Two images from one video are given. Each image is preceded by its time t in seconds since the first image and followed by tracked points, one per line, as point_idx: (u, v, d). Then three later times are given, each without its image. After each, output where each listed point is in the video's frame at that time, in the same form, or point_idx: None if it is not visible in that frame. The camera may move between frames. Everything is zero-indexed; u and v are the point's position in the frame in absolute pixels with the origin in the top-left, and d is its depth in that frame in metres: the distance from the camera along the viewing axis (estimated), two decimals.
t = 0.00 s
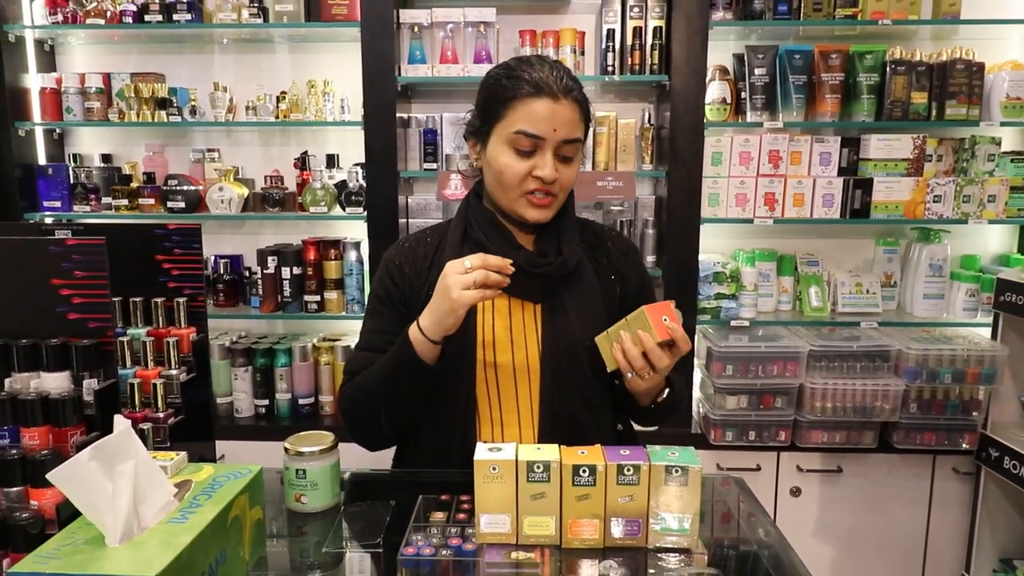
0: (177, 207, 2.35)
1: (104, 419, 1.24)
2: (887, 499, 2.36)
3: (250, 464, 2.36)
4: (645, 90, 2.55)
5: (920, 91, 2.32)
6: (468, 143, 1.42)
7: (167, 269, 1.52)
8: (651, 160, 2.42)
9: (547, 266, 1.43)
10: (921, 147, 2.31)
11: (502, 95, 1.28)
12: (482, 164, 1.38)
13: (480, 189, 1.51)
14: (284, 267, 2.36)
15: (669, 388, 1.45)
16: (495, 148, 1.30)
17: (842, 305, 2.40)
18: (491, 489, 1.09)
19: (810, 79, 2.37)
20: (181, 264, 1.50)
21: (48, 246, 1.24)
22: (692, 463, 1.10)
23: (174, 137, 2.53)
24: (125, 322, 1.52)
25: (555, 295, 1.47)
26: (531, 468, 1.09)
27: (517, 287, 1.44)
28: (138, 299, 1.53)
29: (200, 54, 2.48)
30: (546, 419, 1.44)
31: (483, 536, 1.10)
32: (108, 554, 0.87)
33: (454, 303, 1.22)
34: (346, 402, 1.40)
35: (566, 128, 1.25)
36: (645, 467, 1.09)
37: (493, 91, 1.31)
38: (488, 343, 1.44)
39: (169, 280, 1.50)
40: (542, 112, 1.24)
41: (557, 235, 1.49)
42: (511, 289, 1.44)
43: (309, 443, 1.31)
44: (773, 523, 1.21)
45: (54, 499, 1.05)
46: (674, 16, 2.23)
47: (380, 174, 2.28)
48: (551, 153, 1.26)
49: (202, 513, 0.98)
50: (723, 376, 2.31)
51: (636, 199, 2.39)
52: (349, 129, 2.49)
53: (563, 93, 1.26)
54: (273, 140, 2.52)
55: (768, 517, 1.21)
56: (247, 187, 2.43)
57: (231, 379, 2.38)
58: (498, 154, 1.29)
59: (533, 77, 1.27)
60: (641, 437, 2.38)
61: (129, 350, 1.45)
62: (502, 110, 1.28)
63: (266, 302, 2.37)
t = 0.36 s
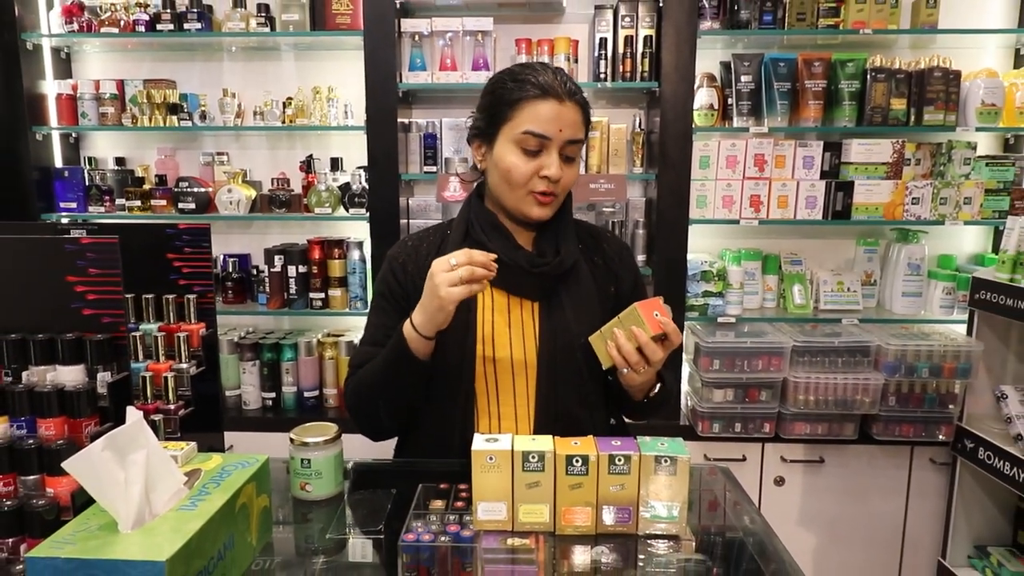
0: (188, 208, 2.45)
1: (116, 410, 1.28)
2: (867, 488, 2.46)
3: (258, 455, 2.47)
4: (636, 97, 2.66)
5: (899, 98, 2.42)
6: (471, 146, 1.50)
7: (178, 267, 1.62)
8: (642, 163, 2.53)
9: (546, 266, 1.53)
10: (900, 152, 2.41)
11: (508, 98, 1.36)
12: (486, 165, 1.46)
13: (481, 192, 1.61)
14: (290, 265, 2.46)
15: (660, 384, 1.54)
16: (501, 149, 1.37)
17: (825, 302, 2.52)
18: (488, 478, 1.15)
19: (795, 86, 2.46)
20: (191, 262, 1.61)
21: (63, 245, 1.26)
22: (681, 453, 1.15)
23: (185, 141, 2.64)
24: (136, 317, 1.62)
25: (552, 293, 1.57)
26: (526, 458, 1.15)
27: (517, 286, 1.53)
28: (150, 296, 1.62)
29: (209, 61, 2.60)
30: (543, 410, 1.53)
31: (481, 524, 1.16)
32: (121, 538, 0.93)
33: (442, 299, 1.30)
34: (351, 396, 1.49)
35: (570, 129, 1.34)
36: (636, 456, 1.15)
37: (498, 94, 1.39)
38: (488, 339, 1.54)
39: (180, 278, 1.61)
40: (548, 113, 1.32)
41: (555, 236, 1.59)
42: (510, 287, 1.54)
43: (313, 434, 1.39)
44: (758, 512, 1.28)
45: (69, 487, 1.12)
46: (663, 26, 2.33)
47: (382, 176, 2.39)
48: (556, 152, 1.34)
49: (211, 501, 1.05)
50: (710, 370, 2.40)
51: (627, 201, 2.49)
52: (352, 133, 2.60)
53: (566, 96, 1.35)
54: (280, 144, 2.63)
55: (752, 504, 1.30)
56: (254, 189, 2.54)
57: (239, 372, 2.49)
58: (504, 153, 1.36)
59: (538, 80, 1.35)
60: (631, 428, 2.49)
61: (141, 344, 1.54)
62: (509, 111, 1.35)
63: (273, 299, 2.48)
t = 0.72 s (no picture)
0: (195, 206, 2.51)
1: (125, 404, 1.22)
2: (861, 482, 2.51)
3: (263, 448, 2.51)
4: (635, 97, 2.71)
5: (894, 98, 2.46)
6: (476, 146, 1.52)
7: (185, 264, 1.63)
8: (640, 162, 2.57)
9: (546, 264, 1.57)
10: (894, 151, 2.46)
11: (519, 109, 1.38)
12: (492, 169, 1.49)
13: (483, 192, 1.66)
14: (295, 262, 2.51)
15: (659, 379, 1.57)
16: (510, 159, 1.40)
17: (820, 299, 2.58)
18: (489, 471, 1.18)
19: (791, 86, 2.50)
20: (199, 258, 1.62)
21: (71, 241, 1.27)
22: (678, 447, 1.20)
23: (192, 140, 2.69)
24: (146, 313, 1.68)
25: (552, 290, 1.61)
26: (527, 451, 1.18)
27: (517, 283, 1.58)
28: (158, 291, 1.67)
29: (216, 63, 2.65)
30: (543, 405, 1.58)
31: (482, 515, 1.19)
32: (127, 530, 0.94)
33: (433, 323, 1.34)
34: (357, 393, 1.54)
35: (579, 144, 1.38)
36: (634, 450, 1.19)
37: (510, 101, 1.40)
38: (489, 335, 1.58)
39: (188, 273, 1.62)
40: (559, 129, 1.35)
41: (556, 235, 1.63)
42: (511, 285, 1.58)
43: (317, 427, 1.40)
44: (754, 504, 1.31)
45: (78, 479, 1.09)
46: (662, 28, 2.37)
47: (385, 175, 2.43)
48: (564, 167, 1.39)
49: (216, 494, 1.05)
50: (708, 366, 2.45)
51: (626, 199, 2.53)
52: (356, 133, 2.65)
53: (577, 109, 1.38)
54: (285, 144, 2.68)
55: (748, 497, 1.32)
56: (260, 188, 2.58)
57: (245, 367, 2.53)
58: (513, 164, 1.40)
59: (551, 93, 1.37)
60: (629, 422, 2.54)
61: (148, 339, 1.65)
62: (519, 123, 1.38)
63: (278, 295, 2.53)
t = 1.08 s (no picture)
0: (205, 206, 2.56)
1: (136, 398, 1.32)
2: (856, 476, 2.56)
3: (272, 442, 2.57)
4: (635, 100, 2.77)
5: (889, 100, 2.51)
6: (481, 144, 1.59)
7: (195, 262, 1.73)
8: (640, 163, 2.62)
9: (550, 257, 1.60)
10: (889, 153, 2.51)
11: (519, 105, 1.44)
12: (496, 165, 1.55)
13: (491, 190, 1.71)
14: (302, 261, 2.57)
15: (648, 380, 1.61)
16: (510, 152, 1.46)
17: (816, 297, 2.63)
18: (494, 464, 1.21)
19: (789, 89, 2.56)
20: (207, 257, 1.73)
21: (84, 239, 1.33)
22: (679, 440, 1.22)
23: (202, 142, 2.75)
24: (157, 310, 1.73)
25: (556, 284, 1.65)
26: (531, 445, 1.20)
27: (522, 276, 1.62)
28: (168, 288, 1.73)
29: (225, 66, 2.71)
30: (545, 396, 1.63)
31: (487, 507, 1.23)
32: (140, 520, 0.96)
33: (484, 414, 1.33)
34: (365, 384, 1.60)
35: (576, 138, 1.43)
36: (635, 444, 1.21)
37: (512, 97, 1.46)
38: (494, 326, 1.63)
39: (198, 272, 1.72)
40: (556, 123, 1.40)
41: (560, 230, 1.67)
42: (516, 278, 1.63)
43: (324, 422, 1.44)
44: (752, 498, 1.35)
45: (92, 471, 1.15)
46: (662, 32, 2.43)
47: (391, 176, 2.48)
48: (562, 160, 1.44)
49: (227, 487, 1.09)
50: (706, 362, 2.51)
51: (627, 199, 2.58)
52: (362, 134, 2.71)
53: (575, 105, 1.43)
54: (293, 145, 2.74)
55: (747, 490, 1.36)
56: (268, 188, 2.64)
57: (254, 364, 2.59)
58: (513, 156, 1.45)
59: (549, 90, 1.42)
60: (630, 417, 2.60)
61: (160, 335, 1.64)
62: (519, 118, 1.44)
63: (286, 293, 2.58)
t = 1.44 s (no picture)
0: (214, 207, 2.66)
1: (150, 392, 1.26)
2: (844, 467, 2.66)
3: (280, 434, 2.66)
4: (631, 103, 2.86)
5: (875, 104, 2.60)
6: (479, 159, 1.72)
7: (206, 260, 1.77)
8: (636, 165, 2.72)
9: (551, 251, 1.67)
10: (876, 155, 2.60)
11: (496, 105, 1.58)
12: (490, 168, 1.66)
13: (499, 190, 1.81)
14: (309, 259, 2.66)
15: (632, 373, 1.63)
16: (495, 146, 1.57)
17: (806, 294, 2.71)
18: (494, 456, 1.20)
19: (779, 93, 2.65)
20: (218, 254, 1.76)
21: (100, 238, 1.27)
22: (675, 433, 1.21)
23: (212, 144, 2.84)
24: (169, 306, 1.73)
25: (558, 278, 1.72)
26: (531, 438, 1.19)
27: (525, 268, 1.69)
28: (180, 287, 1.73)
29: (234, 70, 2.80)
30: (544, 384, 1.71)
31: (488, 498, 1.23)
32: (153, 512, 0.95)
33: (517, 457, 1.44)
34: (380, 370, 1.71)
35: (549, 118, 1.52)
36: (633, 436, 1.19)
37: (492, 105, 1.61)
38: (497, 314, 1.72)
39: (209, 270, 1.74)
40: (528, 107, 1.51)
41: (561, 225, 1.74)
42: (519, 269, 1.70)
43: (331, 414, 1.41)
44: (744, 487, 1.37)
45: (107, 463, 1.11)
46: (657, 37, 2.51)
47: (395, 176, 2.57)
48: (541, 139, 1.52)
49: (237, 478, 1.07)
50: (700, 357, 2.60)
51: (623, 200, 2.67)
52: (368, 137, 2.81)
53: (545, 93, 1.55)
54: (300, 147, 2.84)
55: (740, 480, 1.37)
56: (276, 189, 2.72)
57: (262, 359, 2.68)
58: (498, 148, 1.56)
59: (519, 84, 1.56)
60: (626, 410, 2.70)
61: (173, 331, 1.67)
62: (498, 114, 1.57)
63: (295, 290, 2.67)
